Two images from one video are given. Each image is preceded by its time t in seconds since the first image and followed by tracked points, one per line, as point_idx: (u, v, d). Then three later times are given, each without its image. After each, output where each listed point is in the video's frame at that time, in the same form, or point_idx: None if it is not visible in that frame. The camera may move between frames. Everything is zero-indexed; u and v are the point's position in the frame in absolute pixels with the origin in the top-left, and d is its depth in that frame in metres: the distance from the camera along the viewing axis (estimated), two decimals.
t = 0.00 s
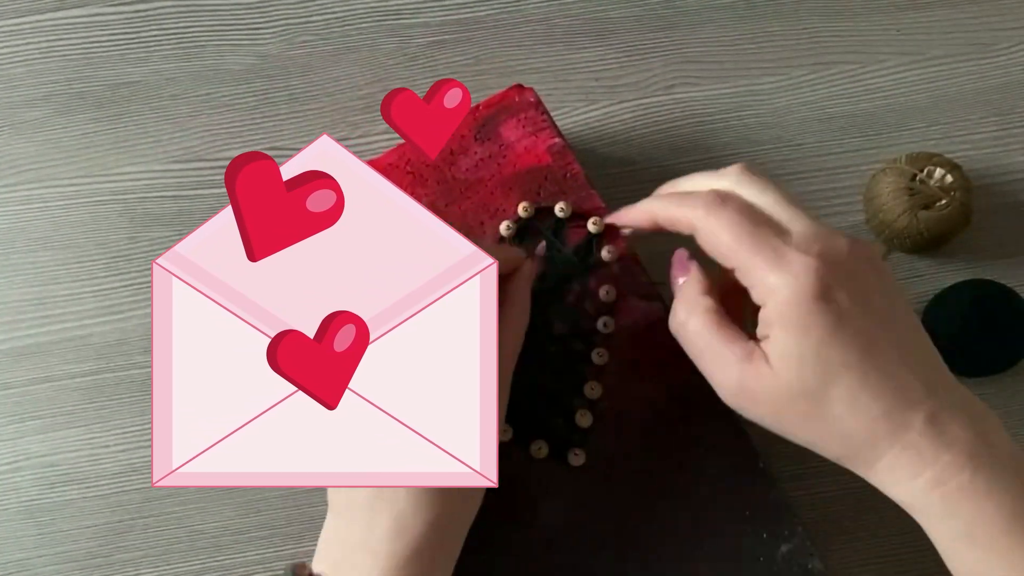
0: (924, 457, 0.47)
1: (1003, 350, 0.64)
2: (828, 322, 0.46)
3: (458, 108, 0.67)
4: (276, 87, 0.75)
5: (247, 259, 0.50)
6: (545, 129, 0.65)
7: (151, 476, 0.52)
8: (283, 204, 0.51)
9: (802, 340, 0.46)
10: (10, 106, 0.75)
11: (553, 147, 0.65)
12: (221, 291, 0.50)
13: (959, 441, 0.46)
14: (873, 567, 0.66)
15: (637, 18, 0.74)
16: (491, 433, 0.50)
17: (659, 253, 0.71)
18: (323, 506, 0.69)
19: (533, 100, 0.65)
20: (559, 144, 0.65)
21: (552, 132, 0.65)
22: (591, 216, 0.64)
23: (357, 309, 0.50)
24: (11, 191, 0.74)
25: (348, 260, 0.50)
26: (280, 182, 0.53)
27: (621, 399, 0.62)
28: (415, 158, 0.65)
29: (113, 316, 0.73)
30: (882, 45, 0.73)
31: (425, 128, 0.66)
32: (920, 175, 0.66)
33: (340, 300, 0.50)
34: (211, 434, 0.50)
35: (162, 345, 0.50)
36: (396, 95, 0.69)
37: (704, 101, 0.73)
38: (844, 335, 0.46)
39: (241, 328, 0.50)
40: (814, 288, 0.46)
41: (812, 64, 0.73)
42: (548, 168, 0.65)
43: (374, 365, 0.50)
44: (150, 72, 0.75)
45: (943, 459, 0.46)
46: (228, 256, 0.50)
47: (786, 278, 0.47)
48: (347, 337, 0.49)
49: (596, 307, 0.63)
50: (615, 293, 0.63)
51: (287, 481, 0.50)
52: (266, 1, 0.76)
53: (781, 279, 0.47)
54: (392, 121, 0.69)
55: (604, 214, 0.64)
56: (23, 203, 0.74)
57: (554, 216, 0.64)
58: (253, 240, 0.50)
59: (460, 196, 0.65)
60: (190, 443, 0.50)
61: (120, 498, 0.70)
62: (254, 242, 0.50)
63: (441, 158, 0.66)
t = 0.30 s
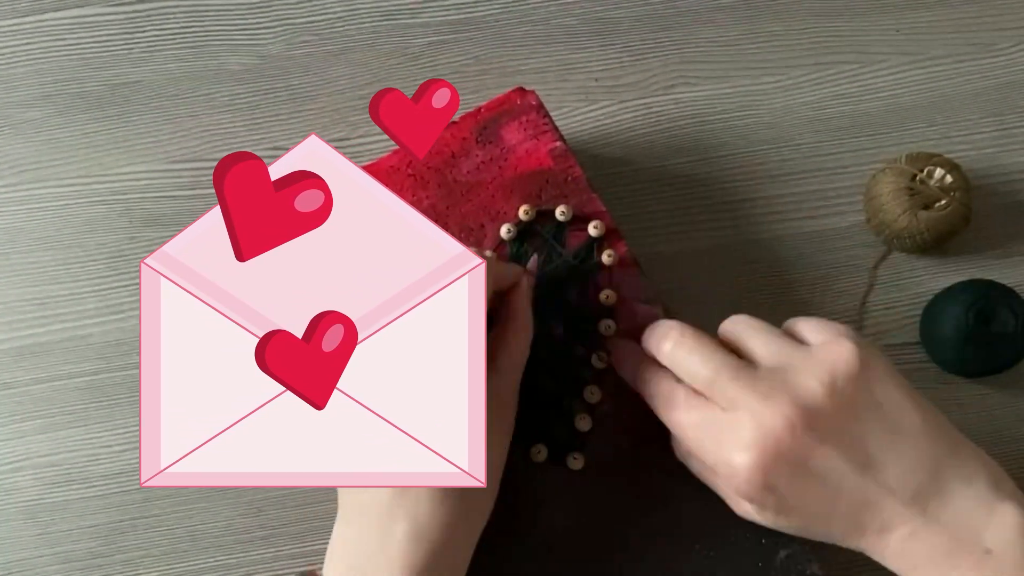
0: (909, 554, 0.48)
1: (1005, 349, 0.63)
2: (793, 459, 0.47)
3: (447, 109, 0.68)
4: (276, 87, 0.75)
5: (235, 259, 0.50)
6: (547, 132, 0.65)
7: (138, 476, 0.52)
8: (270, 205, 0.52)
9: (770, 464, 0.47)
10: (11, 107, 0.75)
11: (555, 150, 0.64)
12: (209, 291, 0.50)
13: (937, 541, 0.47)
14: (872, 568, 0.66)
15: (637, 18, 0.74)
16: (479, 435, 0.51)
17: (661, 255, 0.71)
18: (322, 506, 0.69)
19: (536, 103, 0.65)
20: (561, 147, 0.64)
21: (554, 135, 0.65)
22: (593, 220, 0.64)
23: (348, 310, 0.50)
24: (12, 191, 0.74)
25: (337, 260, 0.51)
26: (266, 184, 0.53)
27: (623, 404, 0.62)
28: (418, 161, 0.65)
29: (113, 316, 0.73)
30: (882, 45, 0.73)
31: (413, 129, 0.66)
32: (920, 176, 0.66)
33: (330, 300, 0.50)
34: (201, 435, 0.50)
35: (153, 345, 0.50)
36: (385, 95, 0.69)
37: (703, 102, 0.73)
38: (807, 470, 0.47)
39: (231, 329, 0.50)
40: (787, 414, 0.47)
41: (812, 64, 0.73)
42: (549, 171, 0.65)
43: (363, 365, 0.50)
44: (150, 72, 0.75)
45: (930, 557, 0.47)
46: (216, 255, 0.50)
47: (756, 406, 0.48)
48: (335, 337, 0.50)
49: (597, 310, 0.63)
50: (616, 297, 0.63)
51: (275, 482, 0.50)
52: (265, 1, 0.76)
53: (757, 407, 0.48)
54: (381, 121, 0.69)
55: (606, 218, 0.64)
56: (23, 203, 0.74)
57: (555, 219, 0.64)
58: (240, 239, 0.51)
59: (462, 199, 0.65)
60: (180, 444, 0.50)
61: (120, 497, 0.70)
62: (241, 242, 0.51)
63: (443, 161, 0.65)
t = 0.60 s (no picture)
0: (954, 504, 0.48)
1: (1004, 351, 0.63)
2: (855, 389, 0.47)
3: (431, 109, 0.71)
4: (276, 87, 0.75)
5: (222, 260, 0.57)
6: (548, 131, 0.64)
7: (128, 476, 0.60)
8: (259, 209, 0.59)
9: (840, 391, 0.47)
10: (11, 106, 0.75)
11: (555, 150, 0.63)
12: (199, 293, 0.56)
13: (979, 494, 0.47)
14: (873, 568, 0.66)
15: (636, 17, 0.74)
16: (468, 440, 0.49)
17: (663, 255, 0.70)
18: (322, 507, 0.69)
19: (536, 103, 0.64)
20: (561, 147, 0.63)
21: (555, 135, 0.64)
22: (593, 219, 0.63)
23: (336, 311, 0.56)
24: (12, 190, 0.74)
25: (326, 263, 0.57)
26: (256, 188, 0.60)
27: (623, 402, 0.62)
28: (418, 161, 0.65)
29: (113, 316, 0.73)
30: (882, 45, 0.73)
31: (398, 125, 0.69)
32: (920, 176, 0.65)
33: (320, 301, 0.57)
34: (188, 436, 0.56)
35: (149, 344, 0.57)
36: (373, 94, 0.73)
37: (704, 102, 0.73)
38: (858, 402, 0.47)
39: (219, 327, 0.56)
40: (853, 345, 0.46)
41: (812, 63, 0.73)
42: (549, 171, 0.64)
43: (348, 365, 0.56)
44: (150, 72, 0.75)
45: (978, 507, 0.47)
46: (205, 257, 0.57)
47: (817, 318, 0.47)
48: (323, 336, 0.56)
49: (597, 310, 0.62)
50: (616, 297, 0.62)
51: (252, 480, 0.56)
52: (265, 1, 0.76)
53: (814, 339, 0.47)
54: (367, 120, 0.72)
55: (606, 218, 0.63)
56: (23, 203, 0.74)
57: (555, 219, 0.63)
58: (229, 240, 0.57)
59: (462, 199, 0.64)
60: (168, 446, 0.57)
61: (120, 497, 0.70)
62: (230, 242, 0.57)
63: (442, 161, 0.64)
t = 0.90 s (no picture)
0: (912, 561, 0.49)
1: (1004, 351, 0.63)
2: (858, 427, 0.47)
3: (419, 109, 0.73)
4: (276, 87, 0.75)
5: (211, 259, 0.61)
6: (547, 131, 0.63)
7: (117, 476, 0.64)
8: (247, 208, 0.62)
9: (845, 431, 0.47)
10: (11, 106, 0.75)
11: (555, 150, 0.63)
12: (189, 293, 0.60)
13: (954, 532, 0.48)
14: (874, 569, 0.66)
15: (637, 18, 0.74)
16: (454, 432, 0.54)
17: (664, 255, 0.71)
18: (322, 506, 0.69)
19: (536, 103, 0.64)
20: (561, 147, 0.63)
21: (554, 135, 0.63)
22: (593, 219, 0.63)
23: (325, 311, 0.60)
24: (13, 191, 0.75)
25: (315, 264, 0.61)
26: (245, 187, 0.63)
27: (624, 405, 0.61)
28: (418, 160, 0.65)
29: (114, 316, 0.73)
30: (882, 45, 0.73)
31: (387, 128, 0.71)
32: (920, 175, 0.65)
33: (310, 301, 0.60)
34: (176, 435, 0.61)
35: (140, 346, 0.62)
36: (362, 93, 0.74)
37: (704, 102, 0.73)
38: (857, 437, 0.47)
39: (206, 327, 0.60)
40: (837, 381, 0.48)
41: (812, 64, 0.73)
42: (549, 171, 0.63)
43: (337, 364, 0.60)
44: (150, 72, 0.75)
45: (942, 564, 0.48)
46: (195, 256, 0.61)
47: (794, 398, 0.47)
48: (311, 337, 0.60)
49: (597, 311, 0.62)
50: (615, 296, 0.62)
51: (229, 481, 0.61)
52: (265, 2, 0.76)
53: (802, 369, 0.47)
54: (355, 121, 0.74)
55: (605, 218, 0.63)
56: (24, 203, 0.74)
57: (555, 219, 0.63)
58: (218, 240, 0.61)
59: (462, 199, 0.64)
60: (156, 446, 0.61)
61: (120, 497, 0.70)
62: (217, 243, 0.61)
63: (442, 161, 0.64)
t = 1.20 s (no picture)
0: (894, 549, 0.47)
1: (1007, 351, 0.63)
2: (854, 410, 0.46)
3: (407, 109, 0.72)
4: (275, 87, 0.75)
5: (197, 259, 0.54)
6: (547, 127, 0.65)
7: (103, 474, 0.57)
8: (236, 208, 0.56)
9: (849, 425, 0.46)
10: (11, 106, 0.75)
11: (555, 146, 0.65)
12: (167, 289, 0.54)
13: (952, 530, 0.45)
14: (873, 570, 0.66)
15: (637, 17, 0.74)
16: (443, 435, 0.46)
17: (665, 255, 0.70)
18: (322, 506, 0.69)
19: (537, 99, 0.65)
20: (561, 143, 0.65)
21: (555, 131, 0.65)
22: (593, 214, 0.64)
23: (314, 309, 0.53)
24: (13, 191, 0.75)
25: (305, 262, 0.54)
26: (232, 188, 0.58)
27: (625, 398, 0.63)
28: (418, 157, 0.65)
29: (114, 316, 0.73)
30: (882, 45, 0.73)
31: (375, 129, 0.71)
32: (920, 175, 0.65)
33: (299, 300, 0.53)
34: (163, 436, 0.54)
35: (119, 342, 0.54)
36: (350, 94, 0.73)
37: (704, 102, 0.73)
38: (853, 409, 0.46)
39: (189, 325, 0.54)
40: (823, 333, 0.46)
41: (812, 64, 0.73)
42: (549, 167, 0.65)
43: (326, 366, 0.53)
44: (150, 72, 0.75)
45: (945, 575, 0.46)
46: (178, 255, 0.54)
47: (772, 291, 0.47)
48: (298, 336, 0.53)
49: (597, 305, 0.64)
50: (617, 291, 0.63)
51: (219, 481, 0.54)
52: (265, 2, 0.76)
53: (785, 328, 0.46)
54: (344, 122, 0.73)
55: (606, 213, 0.64)
56: (23, 203, 0.74)
57: (556, 214, 0.65)
58: (206, 240, 0.55)
59: (462, 196, 0.65)
60: (143, 446, 0.54)
61: (120, 497, 0.70)
62: (206, 242, 0.55)
63: (443, 157, 0.65)
